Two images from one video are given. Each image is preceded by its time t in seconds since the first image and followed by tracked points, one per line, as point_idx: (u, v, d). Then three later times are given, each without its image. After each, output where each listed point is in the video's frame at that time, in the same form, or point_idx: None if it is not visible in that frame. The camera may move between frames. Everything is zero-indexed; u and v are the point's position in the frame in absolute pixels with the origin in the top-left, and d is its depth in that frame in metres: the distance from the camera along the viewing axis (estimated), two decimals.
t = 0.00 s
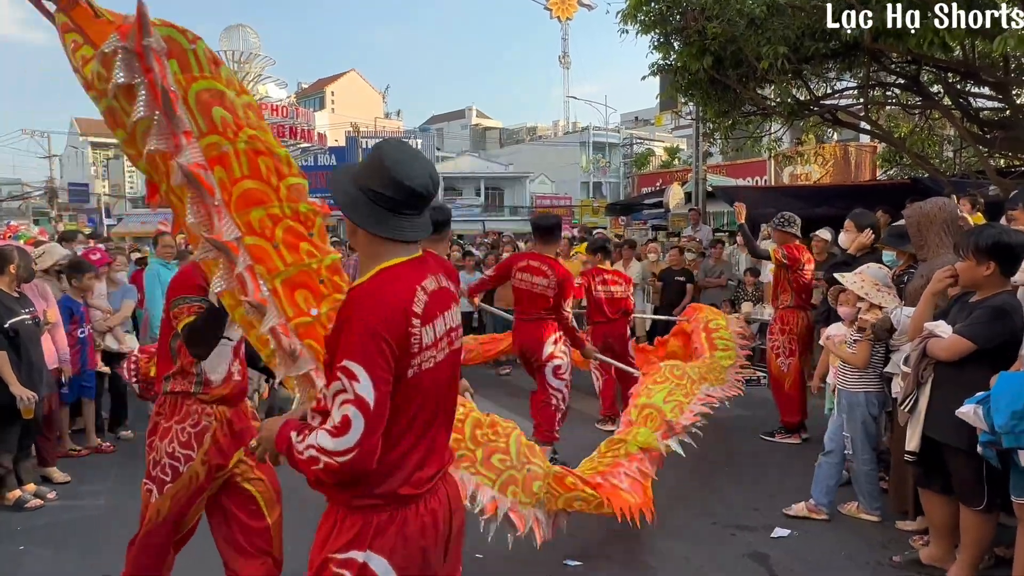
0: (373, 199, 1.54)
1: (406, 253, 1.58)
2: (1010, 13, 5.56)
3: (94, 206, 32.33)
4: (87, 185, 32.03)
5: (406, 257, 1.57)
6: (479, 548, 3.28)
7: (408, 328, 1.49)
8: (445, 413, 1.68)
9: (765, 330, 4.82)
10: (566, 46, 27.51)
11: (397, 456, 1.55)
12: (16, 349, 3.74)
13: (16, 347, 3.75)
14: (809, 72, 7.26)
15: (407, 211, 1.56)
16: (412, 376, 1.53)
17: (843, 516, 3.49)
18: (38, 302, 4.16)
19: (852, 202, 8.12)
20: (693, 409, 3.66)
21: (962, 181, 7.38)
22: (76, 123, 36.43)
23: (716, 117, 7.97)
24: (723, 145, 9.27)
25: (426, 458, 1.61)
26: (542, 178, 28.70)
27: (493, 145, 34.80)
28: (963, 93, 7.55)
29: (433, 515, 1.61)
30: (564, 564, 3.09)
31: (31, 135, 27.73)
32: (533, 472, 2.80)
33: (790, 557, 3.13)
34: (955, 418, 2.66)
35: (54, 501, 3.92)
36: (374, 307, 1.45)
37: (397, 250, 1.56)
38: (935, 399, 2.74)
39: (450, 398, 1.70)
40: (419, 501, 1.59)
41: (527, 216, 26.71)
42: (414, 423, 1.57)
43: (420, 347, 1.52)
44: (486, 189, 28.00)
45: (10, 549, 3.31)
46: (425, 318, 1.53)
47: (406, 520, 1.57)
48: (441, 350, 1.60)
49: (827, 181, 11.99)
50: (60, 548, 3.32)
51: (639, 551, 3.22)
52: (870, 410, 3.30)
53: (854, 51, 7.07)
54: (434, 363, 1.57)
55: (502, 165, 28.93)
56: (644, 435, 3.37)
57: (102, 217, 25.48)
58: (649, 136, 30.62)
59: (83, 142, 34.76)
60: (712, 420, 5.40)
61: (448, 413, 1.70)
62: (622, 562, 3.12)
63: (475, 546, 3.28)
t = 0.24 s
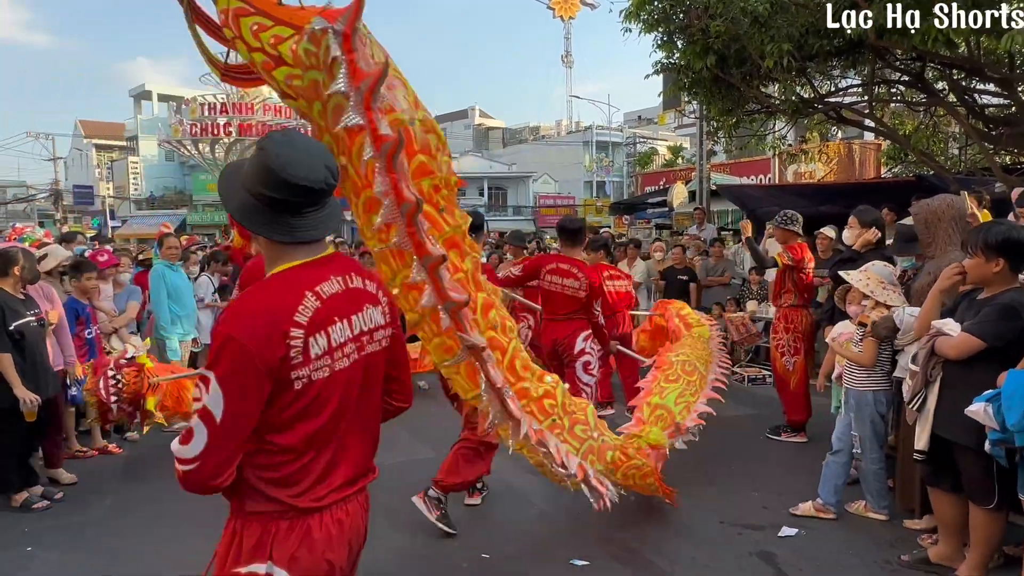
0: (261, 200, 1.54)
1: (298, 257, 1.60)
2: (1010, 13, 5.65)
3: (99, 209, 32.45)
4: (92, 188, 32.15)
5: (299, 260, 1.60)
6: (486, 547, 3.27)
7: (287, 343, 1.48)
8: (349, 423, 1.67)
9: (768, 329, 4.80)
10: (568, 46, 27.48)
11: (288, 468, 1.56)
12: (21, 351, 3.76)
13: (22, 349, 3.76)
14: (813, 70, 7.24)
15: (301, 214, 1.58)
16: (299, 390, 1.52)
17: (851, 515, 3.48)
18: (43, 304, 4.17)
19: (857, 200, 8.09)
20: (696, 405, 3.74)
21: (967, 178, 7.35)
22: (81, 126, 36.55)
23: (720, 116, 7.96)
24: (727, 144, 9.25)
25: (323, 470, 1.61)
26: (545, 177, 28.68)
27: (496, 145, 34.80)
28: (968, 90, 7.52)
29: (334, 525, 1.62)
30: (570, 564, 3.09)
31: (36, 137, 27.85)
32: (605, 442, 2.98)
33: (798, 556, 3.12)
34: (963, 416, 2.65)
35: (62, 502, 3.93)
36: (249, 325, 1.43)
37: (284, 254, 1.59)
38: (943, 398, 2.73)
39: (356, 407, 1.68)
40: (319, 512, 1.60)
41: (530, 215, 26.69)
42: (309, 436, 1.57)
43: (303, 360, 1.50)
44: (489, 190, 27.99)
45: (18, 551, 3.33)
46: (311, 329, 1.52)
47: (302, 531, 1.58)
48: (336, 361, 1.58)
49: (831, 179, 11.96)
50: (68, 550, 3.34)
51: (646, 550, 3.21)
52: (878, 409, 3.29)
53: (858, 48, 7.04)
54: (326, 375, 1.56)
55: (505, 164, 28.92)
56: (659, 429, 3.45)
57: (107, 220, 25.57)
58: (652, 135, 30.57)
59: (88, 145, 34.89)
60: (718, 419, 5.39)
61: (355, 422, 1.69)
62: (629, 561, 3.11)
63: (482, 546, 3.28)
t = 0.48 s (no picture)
0: (185, 212, 1.52)
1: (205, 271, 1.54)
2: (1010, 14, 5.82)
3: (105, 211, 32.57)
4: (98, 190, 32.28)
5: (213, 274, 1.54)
6: (491, 548, 3.27)
7: (174, 360, 1.42)
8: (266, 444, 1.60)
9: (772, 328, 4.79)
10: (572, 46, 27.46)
11: (193, 493, 1.50)
12: (27, 353, 3.77)
13: (28, 351, 3.77)
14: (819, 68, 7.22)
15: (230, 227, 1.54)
16: (196, 411, 1.47)
17: (859, 515, 3.46)
18: (49, 306, 4.18)
19: (863, 198, 8.06)
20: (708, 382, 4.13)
21: (974, 176, 7.31)
22: (86, 128, 36.68)
23: (725, 115, 7.93)
24: (732, 142, 9.22)
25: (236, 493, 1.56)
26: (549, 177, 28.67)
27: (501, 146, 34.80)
28: (975, 88, 7.49)
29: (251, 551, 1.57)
30: (577, 565, 3.08)
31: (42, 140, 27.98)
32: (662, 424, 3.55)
33: (805, 556, 3.10)
34: (972, 416, 2.63)
35: (69, 504, 3.94)
36: (136, 343, 1.40)
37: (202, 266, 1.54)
38: (953, 399, 2.71)
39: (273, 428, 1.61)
40: (234, 535, 1.56)
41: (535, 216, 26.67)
42: (215, 458, 1.51)
43: (194, 378, 1.44)
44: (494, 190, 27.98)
45: (26, 553, 3.33)
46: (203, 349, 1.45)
47: (216, 556, 1.54)
48: (238, 381, 1.51)
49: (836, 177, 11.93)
50: (75, 552, 3.34)
51: (653, 551, 3.20)
52: (889, 410, 3.27)
53: (864, 46, 7.02)
54: (227, 395, 1.49)
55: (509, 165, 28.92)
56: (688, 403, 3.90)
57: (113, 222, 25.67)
58: (657, 134, 30.53)
59: (93, 147, 35.03)
60: (724, 419, 5.38)
61: (274, 442, 1.63)
62: (636, 562, 3.10)
63: (486, 547, 3.27)
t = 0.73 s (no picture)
0: (108, 210, 1.53)
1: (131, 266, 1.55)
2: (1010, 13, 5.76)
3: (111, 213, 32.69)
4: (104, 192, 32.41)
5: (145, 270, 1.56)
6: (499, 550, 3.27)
7: (100, 351, 1.42)
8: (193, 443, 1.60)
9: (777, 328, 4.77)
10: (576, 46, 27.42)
11: (116, 491, 1.48)
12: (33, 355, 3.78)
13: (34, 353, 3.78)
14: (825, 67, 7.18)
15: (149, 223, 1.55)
16: (119, 403, 1.47)
17: (868, 516, 3.44)
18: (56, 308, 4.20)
19: (870, 198, 8.03)
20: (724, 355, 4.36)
21: (981, 175, 7.27)
22: (92, 130, 36.80)
23: (731, 114, 7.91)
24: (737, 142, 9.19)
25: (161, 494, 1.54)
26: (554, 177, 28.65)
27: (505, 146, 34.79)
28: (982, 86, 7.44)
29: (175, 556, 1.56)
30: (585, 567, 3.07)
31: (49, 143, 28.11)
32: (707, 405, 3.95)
33: (814, 558, 3.08)
34: (982, 417, 2.60)
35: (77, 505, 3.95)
36: (62, 335, 1.39)
37: (119, 261, 1.54)
38: (963, 399, 2.69)
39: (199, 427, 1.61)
40: (160, 538, 1.55)
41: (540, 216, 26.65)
42: (138, 455, 1.50)
43: (120, 368, 1.45)
44: (498, 190, 27.96)
45: (34, 554, 3.34)
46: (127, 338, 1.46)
47: (142, 561, 1.52)
48: (160, 375, 1.52)
49: (843, 177, 11.88)
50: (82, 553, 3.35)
51: (661, 553, 3.19)
52: (900, 410, 3.25)
53: (871, 44, 6.98)
54: (148, 387, 1.50)
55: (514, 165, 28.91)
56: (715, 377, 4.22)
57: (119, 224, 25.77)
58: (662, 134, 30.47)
59: (99, 149, 35.18)
60: (731, 419, 5.35)
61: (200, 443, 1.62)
62: (643, 564, 3.09)
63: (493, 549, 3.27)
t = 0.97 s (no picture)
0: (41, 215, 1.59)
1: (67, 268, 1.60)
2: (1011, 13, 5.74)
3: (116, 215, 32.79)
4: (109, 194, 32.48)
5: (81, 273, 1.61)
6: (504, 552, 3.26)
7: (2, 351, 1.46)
8: (115, 445, 1.61)
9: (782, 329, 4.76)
10: (580, 47, 27.41)
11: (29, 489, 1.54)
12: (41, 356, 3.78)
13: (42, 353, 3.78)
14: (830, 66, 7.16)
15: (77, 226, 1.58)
16: (25, 403, 1.50)
17: (875, 517, 3.43)
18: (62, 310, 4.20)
19: (875, 198, 8.00)
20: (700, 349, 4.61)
21: (987, 175, 7.24)
22: (98, 133, 36.93)
23: (736, 114, 7.90)
24: (742, 142, 9.18)
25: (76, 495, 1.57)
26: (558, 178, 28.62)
27: (509, 147, 34.78)
28: (988, 86, 7.42)
29: (88, 557, 1.60)
30: (592, 569, 3.07)
31: (54, 145, 28.23)
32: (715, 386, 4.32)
33: (820, 559, 3.07)
34: (989, 419, 2.59)
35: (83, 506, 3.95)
36: None
37: (49, 262, 1.58)
38: (970, 400, 2.68)
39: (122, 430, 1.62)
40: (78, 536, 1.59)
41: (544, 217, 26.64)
42: (48, 456, 1.53)
43: (23, 369, 1.48)
44: (502, 192, 27.96)
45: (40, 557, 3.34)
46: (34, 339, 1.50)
47: (56, 559, 1.58)
48: (69, 376, 1.53)
49: (848, 177, 11.87)
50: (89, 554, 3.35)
51: (666, 553, 3.18)
52: (909, 411, 3.23)
53: (876, 44, 6.96)
54: (54, 387, 1.52)
55: (518, 166, 28.91)
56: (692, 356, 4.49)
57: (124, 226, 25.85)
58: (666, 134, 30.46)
59: (104, 152, 35.28)
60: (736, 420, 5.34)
61: (124, 446, 1.63)
62: (648, 565, 3.08)
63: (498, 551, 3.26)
